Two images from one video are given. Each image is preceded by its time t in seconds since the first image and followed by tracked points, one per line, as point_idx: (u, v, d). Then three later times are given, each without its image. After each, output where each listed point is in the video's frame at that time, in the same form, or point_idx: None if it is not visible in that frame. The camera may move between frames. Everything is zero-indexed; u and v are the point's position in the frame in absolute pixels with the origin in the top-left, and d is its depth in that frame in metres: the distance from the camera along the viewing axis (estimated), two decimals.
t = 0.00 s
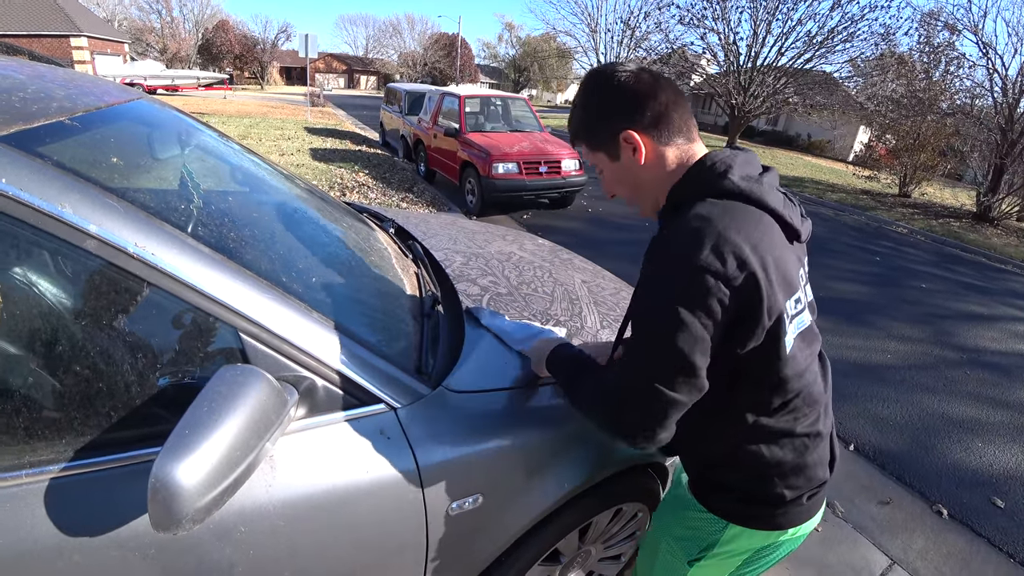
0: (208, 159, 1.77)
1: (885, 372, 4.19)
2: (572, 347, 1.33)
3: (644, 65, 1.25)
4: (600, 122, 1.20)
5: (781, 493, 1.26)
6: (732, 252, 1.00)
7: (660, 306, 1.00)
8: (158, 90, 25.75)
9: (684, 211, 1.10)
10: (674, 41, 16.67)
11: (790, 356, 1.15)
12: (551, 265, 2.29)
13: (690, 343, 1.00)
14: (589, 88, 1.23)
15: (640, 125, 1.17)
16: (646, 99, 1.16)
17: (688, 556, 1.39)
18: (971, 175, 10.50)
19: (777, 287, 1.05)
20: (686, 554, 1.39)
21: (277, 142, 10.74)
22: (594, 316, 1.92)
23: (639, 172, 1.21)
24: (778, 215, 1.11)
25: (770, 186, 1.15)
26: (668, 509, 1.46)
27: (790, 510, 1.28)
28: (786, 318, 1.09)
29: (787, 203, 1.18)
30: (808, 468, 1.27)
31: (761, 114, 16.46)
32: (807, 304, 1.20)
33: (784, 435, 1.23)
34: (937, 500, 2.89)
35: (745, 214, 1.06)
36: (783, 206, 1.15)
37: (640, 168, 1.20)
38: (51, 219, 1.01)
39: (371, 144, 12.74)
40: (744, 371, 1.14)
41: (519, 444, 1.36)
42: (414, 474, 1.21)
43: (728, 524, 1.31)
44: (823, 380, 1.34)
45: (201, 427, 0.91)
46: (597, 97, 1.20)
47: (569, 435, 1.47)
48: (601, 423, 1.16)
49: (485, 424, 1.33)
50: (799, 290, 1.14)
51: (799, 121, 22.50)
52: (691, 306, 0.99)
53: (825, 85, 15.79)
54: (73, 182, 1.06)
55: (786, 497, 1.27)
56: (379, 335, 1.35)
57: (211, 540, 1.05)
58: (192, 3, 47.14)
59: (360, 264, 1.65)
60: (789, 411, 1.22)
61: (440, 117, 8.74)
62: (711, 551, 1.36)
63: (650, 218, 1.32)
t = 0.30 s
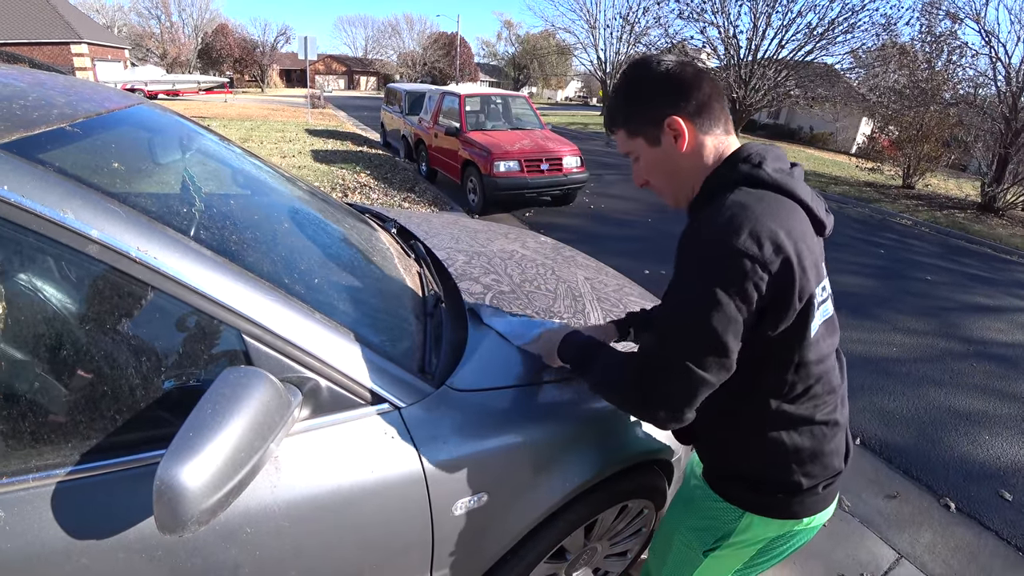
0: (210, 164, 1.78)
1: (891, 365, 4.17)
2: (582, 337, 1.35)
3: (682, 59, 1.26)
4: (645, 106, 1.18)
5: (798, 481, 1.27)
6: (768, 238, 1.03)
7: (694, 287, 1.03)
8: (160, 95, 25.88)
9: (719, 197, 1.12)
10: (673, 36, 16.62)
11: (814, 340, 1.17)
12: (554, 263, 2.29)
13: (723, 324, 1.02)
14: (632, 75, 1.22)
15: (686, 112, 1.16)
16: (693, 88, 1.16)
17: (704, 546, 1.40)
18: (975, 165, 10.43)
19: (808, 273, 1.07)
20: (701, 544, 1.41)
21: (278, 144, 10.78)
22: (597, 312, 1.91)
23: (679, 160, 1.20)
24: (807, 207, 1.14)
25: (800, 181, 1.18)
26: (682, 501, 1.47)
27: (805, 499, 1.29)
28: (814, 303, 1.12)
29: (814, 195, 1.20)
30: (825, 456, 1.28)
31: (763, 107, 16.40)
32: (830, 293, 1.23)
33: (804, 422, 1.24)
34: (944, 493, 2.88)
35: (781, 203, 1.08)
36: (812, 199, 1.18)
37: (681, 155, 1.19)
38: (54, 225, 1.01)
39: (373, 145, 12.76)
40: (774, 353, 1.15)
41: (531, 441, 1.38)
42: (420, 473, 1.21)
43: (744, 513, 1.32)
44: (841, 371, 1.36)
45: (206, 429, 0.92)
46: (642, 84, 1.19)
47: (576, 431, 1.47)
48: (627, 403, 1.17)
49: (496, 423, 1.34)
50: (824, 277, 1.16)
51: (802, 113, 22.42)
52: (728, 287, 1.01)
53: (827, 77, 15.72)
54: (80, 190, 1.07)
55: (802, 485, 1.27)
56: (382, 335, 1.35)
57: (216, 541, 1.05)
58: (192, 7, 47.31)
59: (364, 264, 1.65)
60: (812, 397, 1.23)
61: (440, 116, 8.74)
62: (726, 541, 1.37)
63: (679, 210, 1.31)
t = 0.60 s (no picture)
0: (210, 163, 1.78)
1: (892, 364, 4.17)
2: (584, 319, 1.35)
3: (693, 54, 1.23)
4: (664, 106, 1.15)
5: (806, 469, 1.28)
6: (780, 238, 1.03)
7: (701, 281, 1.04)
8: (161, 94, 25.94)
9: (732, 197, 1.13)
10: (675, 34, 16.58)
11: (818, 332, 1.19)
12: (554, 262, 2.29)
13: (731, 321, 1.02)
14: (650, 71, 1.18)
15: (704, 114, 1.15)
16: (710, 90, 1.15)
17: (713, 539, 1.40)
18: (978, 164, 10.41)
19: (817, 270, 1.08)
20: (711, 537, 1.41)
21: (279, 143, 10.78)
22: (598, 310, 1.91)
23: (692, 161, 1.19)
24: (813, 205, 1.16)
25: (806, 182, 1.20)
26: (688, 496, 1.47)
27: (813, 486, 1.30)
28: (820, 298, 1.13)
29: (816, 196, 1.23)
30: (831, 444, 1.29)
31: (765, 105, 16.37)
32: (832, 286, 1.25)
33: (810, 410, 1.25)
34: (945, 493, 2.87)
35: (792, 204, 1.09)
36: (816, 198, 1.20)
37: (696, 157, 1.19)
38: (57, 226, 1.01)
39: (374, 143, 12.76)
40: (783, 347, 1.16)
41: (533, 437, 1.38)
42: (422, 471, 1.22)
43: (754, 505, 1.32)
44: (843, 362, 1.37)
45: (207, 429, 0.92)
46: (663, 81, 1.16)
47: (577, 430, 1.47)
48: (630, 391, 1.18)
49: (500, 419, 1.35)
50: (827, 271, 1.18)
51: (803, 112, 22.39)
52: (738, 287, 1.01)
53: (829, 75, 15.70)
54: (82, 191, 1.07)
55: (810, 473, 1.28)
56: (384, 335, 1.35)
57: (217, 541, 1.06)
58: (193, 6, 47.31)
59: (363, 262, 1.65)
60: (818, 387, 1.25)
61: (441, 115, 8.74)
62: (736, 533, 1.37)
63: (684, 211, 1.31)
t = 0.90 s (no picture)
0: (211, 163, 1.78)
1: (893, 364, 4.17)
2: (580, 311, 1.34)
3: (681, 59, 1.22)
4: (652, 118, 1.15)
5: (813, 467, 1.28)
6: (779, 249, 1.03)
7: (694, 288, 1.05)
8: (162, 94, 26.00)
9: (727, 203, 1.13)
10: (676, 33, 16.54)
11: (818, 333, 1.19)
12: (555, 262, 2.29)
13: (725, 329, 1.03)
14: (638, 82, 1.18)
15: (694, 124, 1.15)
16: (700, 98, 1.14)
17: (721, 539, 1.41)
18: (979, 163, 10.38)
19: (816, 274, 1.09)
20: (719, 538, 1.41)
21: (280, 143, 10.78)
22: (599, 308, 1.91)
23: (684, 170, 1.19)
24: (809, 207, 1.17)
25: (802, 183, 1.20)
26: (695, 496, 1.47)
27: (819, 484, 1.30)
28: (819, 299, 1.14)
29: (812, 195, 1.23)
30: (836, 442, 1.29)
31: (766, 105, 16.36)
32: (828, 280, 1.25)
33: (814, 410, 1.25)
34: (946, 492, 2.87)
35: (790, 210, 1.09)
36: (811, 198, 1.20)
37: (687, 166, 1.18)
38: (59, 226, 1.02)
39: (375, 143, 12.77)
40: (784, 351, 1.16)
41: (535, 436, 1.38)
42: (423, 471, 1.22)
43: (760, 505, 1.33)
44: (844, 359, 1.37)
45: (207, 429, 0.92)
46: (651, 93, 1.15)
47: (578, 429, 1.47)
48: (621, 389, 1.20)
49: (499, 417, 1.35)
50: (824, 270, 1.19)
51: (805, 111, 22.35)
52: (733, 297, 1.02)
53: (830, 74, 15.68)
54: (84, 192, 1.07)
55: (816, 471, 1.28)
56: (385, 335, 1.35)
57: (219, 540, 1.06)
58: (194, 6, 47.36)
59: (364, 262, 1.66)
60: (821, 387, 1.24)
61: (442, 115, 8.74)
62: (744, 533, 1.37)
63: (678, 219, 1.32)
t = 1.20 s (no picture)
0: (214, 166, 1.79)
1: (893, 366, 4.18)
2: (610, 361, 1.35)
3: (684, 76, 1.22)
4: (648, 133, 1.16)
5: (811, 466, 1.30)
6: (795, 276, 1.06)
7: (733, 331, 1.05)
8: (164, 96, 26.07)
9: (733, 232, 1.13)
10: (676, 35, 16.55)
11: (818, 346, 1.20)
12: (556, 265, 2.30)
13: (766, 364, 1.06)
14: (637, 98, 1.18)
15: (690, 141, 1.16)
16: (697, 116, 1.15)
17: (714, 531, 1.42)
18: (978, 165, 10.41)
19: (821, 292, 1.11)
20: (712, 529, 1.42)
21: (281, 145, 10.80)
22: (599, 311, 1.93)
23: (682, 186, 1.21)
24: (810, 226, 1.18)
25: (801, 200, 1.21)
26: (689, 490, 1.48)
27: (815, 482, 1.32)
28: (824, 314, 1.15)
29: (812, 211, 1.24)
30: (831, 445, 1.31)
31: (765, 107, 16.41)
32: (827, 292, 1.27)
33: (806, 415, 1.27)
34: (946, 495, 2.88)
35: (793, 233, 1.11)
36: (811, 214, 1.21)
37: (685, 182, 1.20)
38: (66, 231, 1.03)
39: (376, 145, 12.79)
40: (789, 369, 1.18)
41: (535, 440, 1.39)
42: (423, 474, 1.23)
43: (754, 499, 1.34)
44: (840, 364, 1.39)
45: (214, 431, 0.93)
46: (650, 108, 1.16)
47: (581, 431, 1.48)
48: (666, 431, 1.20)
49: (500, 421, 1.36)
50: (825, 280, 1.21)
51: (805, 113, 22.42)
52: (768, 333, 1.04)
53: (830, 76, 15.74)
54: (89, 197, 1.08)
55: (814, 470, 1.30)
56: (386, 338, 1.37)
57: (224, 542, 1.07)
58: (194, 7, 47.46)
59: (366, 265, 1.67)
60: (811, 396, 1.26)
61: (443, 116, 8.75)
62: (736, 526, 1.38)
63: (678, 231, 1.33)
